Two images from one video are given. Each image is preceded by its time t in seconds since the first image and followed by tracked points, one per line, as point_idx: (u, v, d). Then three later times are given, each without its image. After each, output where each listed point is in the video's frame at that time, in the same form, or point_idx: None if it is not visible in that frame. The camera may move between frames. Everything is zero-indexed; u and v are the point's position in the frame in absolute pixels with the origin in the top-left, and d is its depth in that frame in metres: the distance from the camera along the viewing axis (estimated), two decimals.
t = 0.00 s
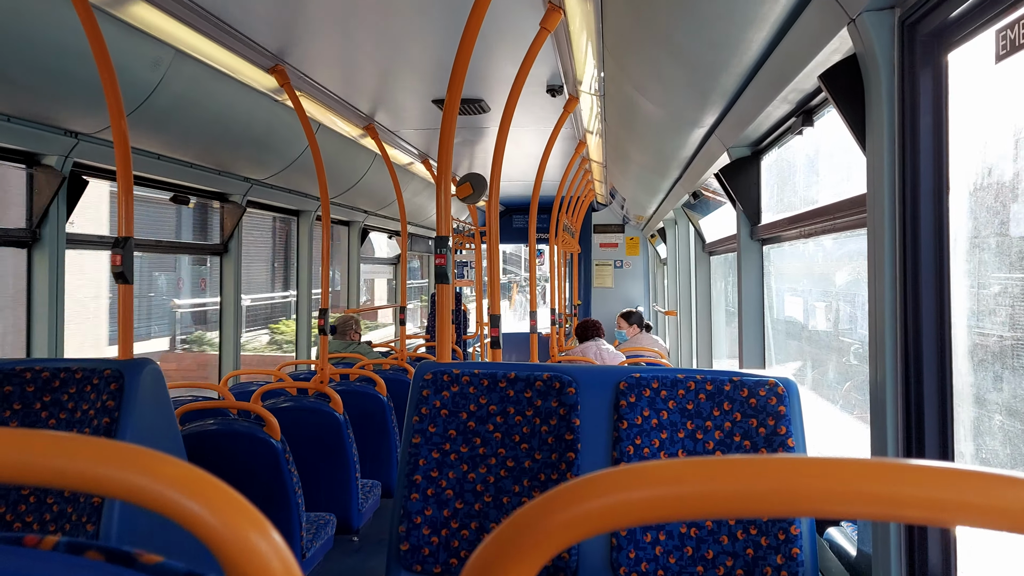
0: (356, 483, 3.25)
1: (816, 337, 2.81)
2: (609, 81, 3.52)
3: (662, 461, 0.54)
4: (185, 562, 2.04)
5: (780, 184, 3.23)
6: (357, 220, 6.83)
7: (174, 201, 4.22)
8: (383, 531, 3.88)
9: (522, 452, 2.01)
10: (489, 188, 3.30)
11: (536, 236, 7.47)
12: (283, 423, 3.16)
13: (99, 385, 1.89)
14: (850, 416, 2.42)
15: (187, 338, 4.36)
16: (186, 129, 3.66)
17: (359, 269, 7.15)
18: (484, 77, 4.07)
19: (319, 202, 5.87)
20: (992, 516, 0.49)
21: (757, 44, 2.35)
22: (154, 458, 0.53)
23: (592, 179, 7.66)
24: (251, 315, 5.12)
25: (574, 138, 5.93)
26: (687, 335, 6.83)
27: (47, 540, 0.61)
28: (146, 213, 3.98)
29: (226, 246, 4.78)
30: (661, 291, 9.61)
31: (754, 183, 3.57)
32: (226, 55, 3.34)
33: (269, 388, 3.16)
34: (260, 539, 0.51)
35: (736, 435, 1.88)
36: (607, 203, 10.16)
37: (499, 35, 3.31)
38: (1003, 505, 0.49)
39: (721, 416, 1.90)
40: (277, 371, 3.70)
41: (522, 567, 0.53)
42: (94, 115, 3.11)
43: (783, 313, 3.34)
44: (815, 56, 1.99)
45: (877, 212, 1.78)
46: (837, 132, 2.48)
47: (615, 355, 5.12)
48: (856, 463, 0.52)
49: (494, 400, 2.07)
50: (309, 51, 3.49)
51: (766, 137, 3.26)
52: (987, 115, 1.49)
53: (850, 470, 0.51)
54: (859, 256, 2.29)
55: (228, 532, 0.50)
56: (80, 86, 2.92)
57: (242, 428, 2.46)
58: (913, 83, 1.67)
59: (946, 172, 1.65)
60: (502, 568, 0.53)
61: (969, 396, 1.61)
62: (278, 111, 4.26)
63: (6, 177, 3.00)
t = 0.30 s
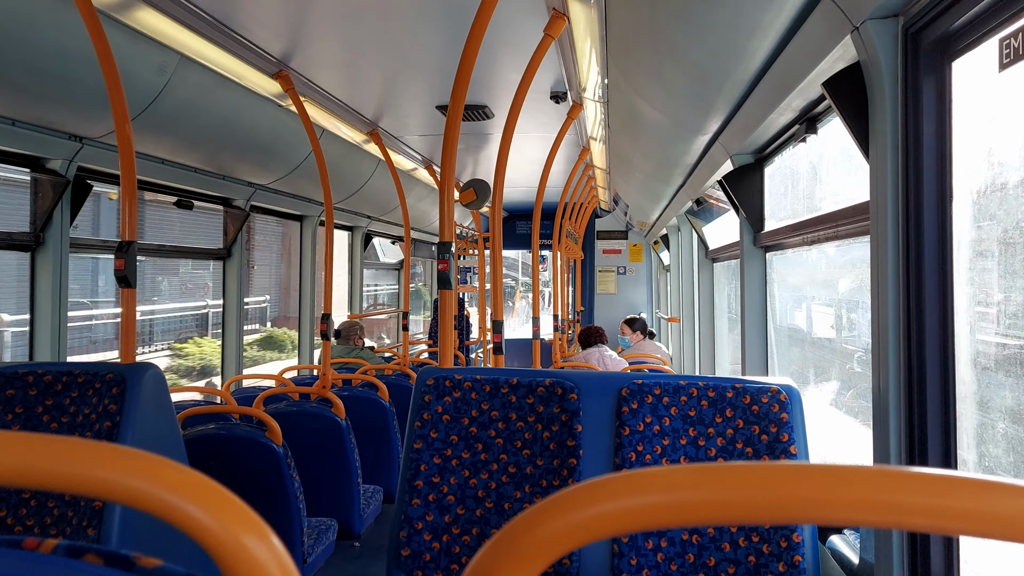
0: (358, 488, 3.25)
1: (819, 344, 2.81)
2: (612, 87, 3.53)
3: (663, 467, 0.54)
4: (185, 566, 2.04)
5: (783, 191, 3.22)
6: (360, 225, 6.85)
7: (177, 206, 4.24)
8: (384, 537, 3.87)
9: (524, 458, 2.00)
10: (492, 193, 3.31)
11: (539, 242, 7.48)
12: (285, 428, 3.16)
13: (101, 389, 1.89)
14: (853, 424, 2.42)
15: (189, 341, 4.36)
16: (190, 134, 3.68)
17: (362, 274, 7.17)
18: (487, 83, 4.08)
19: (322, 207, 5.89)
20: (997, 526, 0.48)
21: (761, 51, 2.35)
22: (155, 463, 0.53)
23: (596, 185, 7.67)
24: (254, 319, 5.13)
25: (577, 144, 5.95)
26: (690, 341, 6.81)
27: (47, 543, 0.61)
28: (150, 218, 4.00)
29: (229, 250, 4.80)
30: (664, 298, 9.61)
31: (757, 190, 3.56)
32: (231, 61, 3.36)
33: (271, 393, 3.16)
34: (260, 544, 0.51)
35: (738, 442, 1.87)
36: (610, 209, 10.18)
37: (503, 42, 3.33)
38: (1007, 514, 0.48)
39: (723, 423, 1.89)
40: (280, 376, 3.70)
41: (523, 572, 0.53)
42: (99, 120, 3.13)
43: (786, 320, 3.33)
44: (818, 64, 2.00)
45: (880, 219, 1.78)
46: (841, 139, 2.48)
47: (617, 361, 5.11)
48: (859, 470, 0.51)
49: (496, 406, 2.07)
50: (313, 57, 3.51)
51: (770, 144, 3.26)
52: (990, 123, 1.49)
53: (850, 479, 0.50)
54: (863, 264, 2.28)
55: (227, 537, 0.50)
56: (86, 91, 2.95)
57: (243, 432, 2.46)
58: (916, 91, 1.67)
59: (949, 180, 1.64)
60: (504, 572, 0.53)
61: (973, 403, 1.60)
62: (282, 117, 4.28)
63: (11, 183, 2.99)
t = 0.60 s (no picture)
0: (361, 488, 3.25)
1: (822, 346, 2.80)
2: (615, 88, 3.53)
3: (666, 469, 0.54)
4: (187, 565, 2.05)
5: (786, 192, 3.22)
6: (363, 225, 6.85)
7: (180, 205, 4.26)
8: (386, 537, 3.87)
9: (526, 458, 2.00)
10: (495, 194, 3.30)
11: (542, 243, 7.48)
12: (288, 428, 3.16)
13: (104, 388, 1.89)
14: (857, 426, 2.41)
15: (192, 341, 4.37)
16: (194, 134, 3.69)
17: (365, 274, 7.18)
18: (490, 84, 4.08)
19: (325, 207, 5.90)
20: (1000, 528, 0.48)
21: (765, 51, 2.34)
22: (155, 463, 0.53)
23: (598, 186, 7.67)
24: (257, 319, 5.14)
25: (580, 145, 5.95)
26: (693, 342, 6.81)
27: (47, 543, 0.61)
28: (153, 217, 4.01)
29: (232, 250, 4.81)
30: (667, 299, 9.60)
31: (760, 191, 3.55)
32: (234, 61, 3.36)
33: (273, 393, 3.16)
34: (261, 544, 0.51)
35: (741, 443, 1.86)
36: (613, 210, 10.17)
37: (506, 42, 3.33)
38: (1012, 516, 0.48)
39: (726, 424, 1.88)
40: (282, 376, 3.70)
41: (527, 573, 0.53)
42: (103, 120, 3.14)
43: (789, 321, 3.32)
44: (823, 64, 1.99)
45: (884, 219, 1.78)
46: (845, 141, 2.47)
47: (620, 362, 5.11)
48: (863, 472, 0.51)
49: (498, 406, 2.07)
50: (316, 57, 3.52)
51: (774, 145, 3.26)
52: (995, 124, 1.48)
53: (854, 480, 0.50)
54: (866, 265, 2.28)
55: (227, 536, 0.50)
56: (89, 90, 2.95)
57: (245, 432, 2.46)
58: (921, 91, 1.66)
59: (954, 182, 1.64)
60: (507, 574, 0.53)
61: (977, 405, 1.59)
62: (285, 117, 4.29)
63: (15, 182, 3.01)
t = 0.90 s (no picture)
0: (364, 491, 3.25)
1: (824, 346, 2.80)
2: (616, 90, 3.53)
3: (668, 470, 0.54)
4: (189, 569, 2.05)
5: (788, 194, 3.22)
6: (364, 227, 6.85)
7: (183, 208, 4.27)
8: (389, 539, 3.87)
9: (528, 460, 2.00)
10: (496, 196, 3.30)
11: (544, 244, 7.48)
12: (290, 430, 3.16)
13: (107, 392, 1.90)
14: (860, 427, 2.40)
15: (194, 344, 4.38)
16: (195, 137, 3.70)
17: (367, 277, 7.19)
18: (491, 86, 4.09)
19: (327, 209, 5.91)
20: (1003, 530, 0.48)
21: (765, 52, 2.34)
22: (157, 466, 0.53)
23: (600, 187, 7.68)
24: (259, 322, 5.15)
25: (581, 147, 5.95)
26: (695, 344, 6.80)
27: (49, 546, 0.61)
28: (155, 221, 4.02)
29: (234, 253, 4.81)
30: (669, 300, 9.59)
31: (761, 192, 3.55)
32: (235, 64, 3.37)
33: (275, 396, 3.16)
34: (262, 549, 0.51)
35: (743, 444, 1.86)
36: (615, 211, 10.17)
37: (507, 44, 3.33)
38: (1016, 519, 0.48)
39: (728, 425, 1.88)
40: (285, 378, 3.71)
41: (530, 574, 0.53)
42: (105, 123, 3.15)
43: (791, 323, 3.32)
44: (823, 65, 1.98)
45: (886, 220, 1.77)
46: (846, 141, 2.47)
47: (622, 364, 5.10)
48: (865, 474, 0.51)
49: (500, 408, 2.07)
50: (317, 60, 3.53)
51: (775, 146, 3.26)
52: (996, 124, 1.48)
53: (857, 482, 0.50)
54: (868, 266, 2.28)
55: (229, 541, 0.50)
56: (91, 94, 2.97)
57: (248, 435, 2.47)
58: (923, 92, 1.66)
59: (956, 182, 1.63)
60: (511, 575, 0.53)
61: (979, 406, 1.58)
62: (286, 120, 4.30)
63: (18, 186, 3.04)
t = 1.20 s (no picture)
0: (364, 492, 3.25)
1: (826, 350, 2.79)
2: (619, 92, 3.53)
3: (673, 478, 0.53)
4: (188, 569, 2.04)
5: (790, 197, 3.21)
6: (366, 228, 6.85)
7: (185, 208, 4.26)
8: (389, 540, 3.86)
9: (530, 463, 1.99)
10: (498, 197, 3.30)
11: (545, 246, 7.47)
12: (291, 430, 3.16)
13: (108, 391, 1.90)
14: (861, 431, 2.39)
15: (195, 343, 4.38)
16: (198, 137, 3.70)
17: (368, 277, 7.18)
18: (494, 87, 4.09)
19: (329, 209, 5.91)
20: (1009, 539, 0.48)
21: (769, 55, 2.34)
22: (160, 468, 0.53)
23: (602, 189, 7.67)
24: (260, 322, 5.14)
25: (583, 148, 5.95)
26: (696, 346, 6.79)
27: (49, 548, 0.60)
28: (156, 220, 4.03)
29: (235, 252, 4.81)
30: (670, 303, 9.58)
31: (764, 195, 3.55)
32: (238, 64, 3.37)
33: (276, 396, 3.15)
34: (265, 551, 0.51)
35: (745, 448, 1.85)
36: (617, 213, 10.16)
37: (509, 46, 3.33)
38: None
39: (730, 429, 1.87)
40: (285, 378, 3.70)
41: None
42: (107, 122, 3.15)
43: (792, 326, 3.31)
44: (827, 68, 1.97)
45: (889, 225, 1.76)
46: (849, 145, 2.46)
47: (623, 366, 5.09)
48: (870, 482, 0.51)
49: (502, 410, 2.07)
50: (320, 60, 3.53)
51: (777, 149, 3.25)
52: (1001, 130, 1.48)
53: (865, 491, 0.50)
54: (870, 270, 2.27)
55: (232, 543, 0.50)
56: (94, 93, 2.97)
57: (250, 435, 2.46)
58: (928, 96, 1.65)
59: (961, 187, 1.62)
60: None
61: (982, 411, 1.58)
62: (289, 120, 4.30)
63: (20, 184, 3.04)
